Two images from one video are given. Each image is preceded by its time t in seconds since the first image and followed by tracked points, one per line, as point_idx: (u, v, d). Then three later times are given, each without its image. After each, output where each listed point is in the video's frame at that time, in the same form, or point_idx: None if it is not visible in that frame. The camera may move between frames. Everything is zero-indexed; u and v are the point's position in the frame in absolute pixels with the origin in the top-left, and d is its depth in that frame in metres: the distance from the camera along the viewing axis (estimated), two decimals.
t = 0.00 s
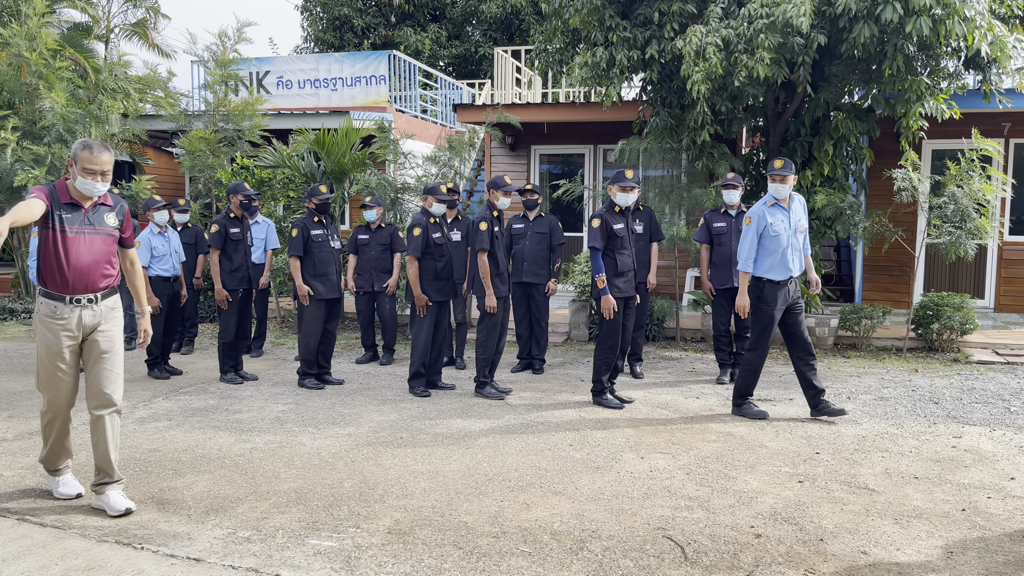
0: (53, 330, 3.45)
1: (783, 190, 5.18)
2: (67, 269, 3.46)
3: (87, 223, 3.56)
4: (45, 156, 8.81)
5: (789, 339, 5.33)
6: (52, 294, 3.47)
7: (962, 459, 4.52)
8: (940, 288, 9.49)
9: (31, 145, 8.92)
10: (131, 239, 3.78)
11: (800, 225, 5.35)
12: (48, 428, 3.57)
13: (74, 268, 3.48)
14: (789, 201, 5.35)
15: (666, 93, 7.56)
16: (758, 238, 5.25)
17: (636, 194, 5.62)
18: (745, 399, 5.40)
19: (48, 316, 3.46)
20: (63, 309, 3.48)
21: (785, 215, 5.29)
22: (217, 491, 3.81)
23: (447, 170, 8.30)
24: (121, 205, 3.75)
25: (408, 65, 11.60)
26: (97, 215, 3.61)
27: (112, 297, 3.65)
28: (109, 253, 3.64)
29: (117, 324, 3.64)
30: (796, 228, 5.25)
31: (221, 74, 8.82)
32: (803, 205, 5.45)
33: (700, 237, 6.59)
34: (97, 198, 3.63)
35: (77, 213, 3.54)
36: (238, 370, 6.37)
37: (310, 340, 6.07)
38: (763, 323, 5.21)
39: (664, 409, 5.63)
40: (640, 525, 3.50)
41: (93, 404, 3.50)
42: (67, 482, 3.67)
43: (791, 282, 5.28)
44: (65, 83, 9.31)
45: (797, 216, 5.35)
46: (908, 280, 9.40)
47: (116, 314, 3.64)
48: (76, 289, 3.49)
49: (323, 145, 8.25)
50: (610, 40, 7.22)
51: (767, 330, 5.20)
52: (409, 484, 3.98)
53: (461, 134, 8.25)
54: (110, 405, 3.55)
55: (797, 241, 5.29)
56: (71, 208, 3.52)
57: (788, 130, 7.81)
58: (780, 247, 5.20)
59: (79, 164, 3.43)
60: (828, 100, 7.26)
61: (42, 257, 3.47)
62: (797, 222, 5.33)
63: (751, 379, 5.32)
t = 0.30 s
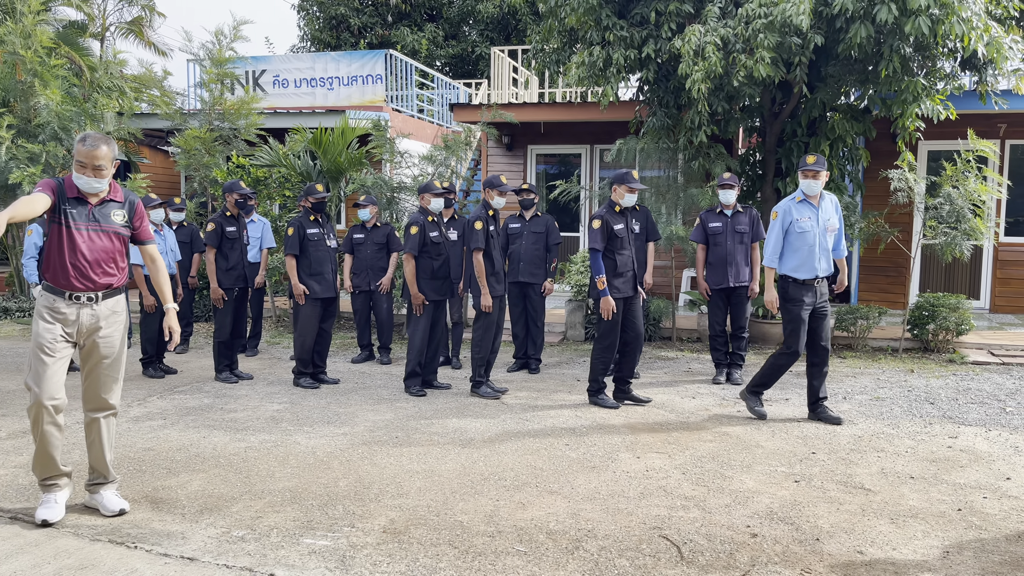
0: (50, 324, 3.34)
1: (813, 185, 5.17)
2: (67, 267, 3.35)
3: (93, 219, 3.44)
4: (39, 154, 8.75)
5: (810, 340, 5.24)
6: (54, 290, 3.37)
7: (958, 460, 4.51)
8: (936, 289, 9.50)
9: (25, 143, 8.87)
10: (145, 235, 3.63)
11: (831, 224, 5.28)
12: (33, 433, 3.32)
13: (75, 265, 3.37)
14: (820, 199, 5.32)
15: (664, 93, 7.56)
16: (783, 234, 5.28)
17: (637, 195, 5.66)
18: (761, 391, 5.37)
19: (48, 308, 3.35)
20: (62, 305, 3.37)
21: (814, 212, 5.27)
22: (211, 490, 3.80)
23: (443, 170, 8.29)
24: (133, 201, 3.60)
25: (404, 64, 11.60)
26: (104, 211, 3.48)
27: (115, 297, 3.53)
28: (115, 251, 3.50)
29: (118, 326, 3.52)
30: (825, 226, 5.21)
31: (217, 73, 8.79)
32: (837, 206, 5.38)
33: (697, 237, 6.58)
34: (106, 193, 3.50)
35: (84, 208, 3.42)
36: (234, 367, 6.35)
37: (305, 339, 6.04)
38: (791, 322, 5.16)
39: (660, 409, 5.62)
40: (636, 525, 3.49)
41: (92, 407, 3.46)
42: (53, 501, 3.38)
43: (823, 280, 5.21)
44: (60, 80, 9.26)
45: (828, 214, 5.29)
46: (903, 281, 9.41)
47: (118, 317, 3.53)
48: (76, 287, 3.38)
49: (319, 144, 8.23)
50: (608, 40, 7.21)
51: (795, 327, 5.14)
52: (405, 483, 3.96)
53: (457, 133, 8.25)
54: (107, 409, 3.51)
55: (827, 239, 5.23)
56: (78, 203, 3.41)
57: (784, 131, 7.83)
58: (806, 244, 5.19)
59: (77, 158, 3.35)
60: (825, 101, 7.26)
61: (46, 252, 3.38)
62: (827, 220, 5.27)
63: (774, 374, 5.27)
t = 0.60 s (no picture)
0: (30, 329, 3.20)
1: (820, 184, 4.93)
2: (45, 267, 3.22)
3: (70, 215, 3.30)
4: (30, 149, 8.68)
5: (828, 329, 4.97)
6: (32, 292, 3.23)
7: (951, 457, 4.51)
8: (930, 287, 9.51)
9: (16, 138, 8.80)
10: (127, 230, 3.49)
11: (847, 223, 4.96)
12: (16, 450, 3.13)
13: (54, 264, 3.23)
14: (835, 196, 5.04)
15: (659, 90, 7.54)
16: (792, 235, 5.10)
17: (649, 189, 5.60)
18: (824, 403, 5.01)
19: (25, 314, 3.20)
20: (41, 308, 3.23)
21: (825, 210, 5.02)
22: (202, 485, 3.77)
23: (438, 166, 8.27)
24: (110, 194, 3.45)
25: (399, 60, 11.56)
26: (81, 206, 3.33)
27: (98, 298, 3.38)
28: (95, 248, 3.36)
29: (101, 326, 3.39)
30: (834, 224, 4.93)
31: (210, 68, 8.74)
32: (859, 202, 5.02)
33: (691, 233, 6.57)
34: (83, 186, 3.35)
35: (60, 204, 3.28)
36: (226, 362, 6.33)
37: (296, 333, 6.02)
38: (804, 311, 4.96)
39: (654, 405, 5.61)
40: (629, 520, 3.48)
41: (81, 410, 3.41)
42: (23, 528, 3.02)
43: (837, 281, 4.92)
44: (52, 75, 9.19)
45: (843, 212, 4.99)
46: (897, 279, 9.42)
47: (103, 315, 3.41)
48: (56, 288, 3.24)
49: (313, 140, 8.19)
50: (603, 36, 7.19)
51: (807, 317, 4.91)
52: (397, 479, 3.93)
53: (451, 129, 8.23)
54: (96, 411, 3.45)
55: (840, 237, 4.92)
56: (54, 199, 3.27)
57: (779, 128, 7.83)
58: (813, 244, 4.96)
59: (50, 151, 3.19)
60: (819, 98, 7.27)
61: (22, 252, 3.23)
62: (841, 218, 4.98)
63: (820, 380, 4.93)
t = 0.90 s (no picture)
0: None
1: (814, 164, 4.70)
2: None
3: (18, 194, 3.14)
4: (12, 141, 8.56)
5: (833, 331, 4.74)
6: None
7: (939, 445, 4.51)
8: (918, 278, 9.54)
9: None
10: (73, 213, 3.35)
11: (845, 205, 4.71)
12: None
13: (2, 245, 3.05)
14: (830, 178, 4.80)
15: (647, 80, 7.51)
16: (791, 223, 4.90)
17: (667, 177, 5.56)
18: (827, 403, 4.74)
19: None
20: None
21: (820, 193, 4.79)
22: (186, 477, 3.72)
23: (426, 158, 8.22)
24: (62, 174, 3.33)
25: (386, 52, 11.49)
26: (31, 184, 3.18)
27: (53, 284, 3.20)
28: (45, 229, 3.20)
29: (62, 317, 3.21)
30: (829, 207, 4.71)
31: (194, 59, 8.65)
32: (856, 180, 4.77)
33: (680, 224, 6.55)
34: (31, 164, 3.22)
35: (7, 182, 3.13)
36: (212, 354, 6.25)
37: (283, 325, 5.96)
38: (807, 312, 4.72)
39: (643, 396, 5.59)
40: (618, 509, 3.46)
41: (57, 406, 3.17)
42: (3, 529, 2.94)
43: (840, 269, 4.65)
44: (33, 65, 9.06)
45: (839, 194, 4.75)
46: (885, 270, 9.45)
47: (60, 304, 3.21)
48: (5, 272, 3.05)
49: (299, 131, 8.12)
50: (590, 26, 7.16)
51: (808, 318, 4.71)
52: (384, 469, 3.90)
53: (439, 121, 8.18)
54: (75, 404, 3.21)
55: (838, 221, 4.68)
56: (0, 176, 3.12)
57: (767, 119, 7.82)
58: (810, 231, 4.75)
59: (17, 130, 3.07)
60: (807, 88, 7.27)
61: None
62: (837, 201, 4.73)
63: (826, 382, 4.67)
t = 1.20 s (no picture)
0: None
1: (805, 136, 4.58)
2: None
3: None
4: None
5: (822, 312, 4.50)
6: None
7: (924, 423, 4.49)
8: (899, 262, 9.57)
9: None
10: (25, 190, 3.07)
11: (835, 180, 4.60)
12: None
13: None
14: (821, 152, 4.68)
15: (630, 61, 7.43)
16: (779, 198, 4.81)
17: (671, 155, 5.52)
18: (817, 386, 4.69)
19: None
20: None
21: (809, 168, 4.68)
22: (160, 465, 3.61)
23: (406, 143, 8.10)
24: (11, 148, 3.04)
25: (365, 37, 11.32)
26: None
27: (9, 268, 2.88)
28: None
29: (14, 307, 2.86)
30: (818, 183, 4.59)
31: (168, 43, 8.45)
32: (848, 155, 4.63)
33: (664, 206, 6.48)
34: None
35: None
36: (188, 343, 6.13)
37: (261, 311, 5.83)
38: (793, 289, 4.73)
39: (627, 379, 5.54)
40: (604, 491, 3.39)
41: None
42: None
43: (828, 249, 4.55)
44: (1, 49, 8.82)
45: (830, 168, 4.63)
46: (867, 254, 9.47)
47: (11, 294, 2.86)
48: None
49: (276, 116, 7.97)
50: (571, 7, 7.06)
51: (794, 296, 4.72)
52: (364, 455, 3.80)
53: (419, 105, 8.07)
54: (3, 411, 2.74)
55: (827, 196, 4.58)
56: None
57: (750, 101, 7.78)
58: (799, 207, 4.65)
59: None
60: (790, 70, 7.24)
61: None
62: (827, 176, 4.62)
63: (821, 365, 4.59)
